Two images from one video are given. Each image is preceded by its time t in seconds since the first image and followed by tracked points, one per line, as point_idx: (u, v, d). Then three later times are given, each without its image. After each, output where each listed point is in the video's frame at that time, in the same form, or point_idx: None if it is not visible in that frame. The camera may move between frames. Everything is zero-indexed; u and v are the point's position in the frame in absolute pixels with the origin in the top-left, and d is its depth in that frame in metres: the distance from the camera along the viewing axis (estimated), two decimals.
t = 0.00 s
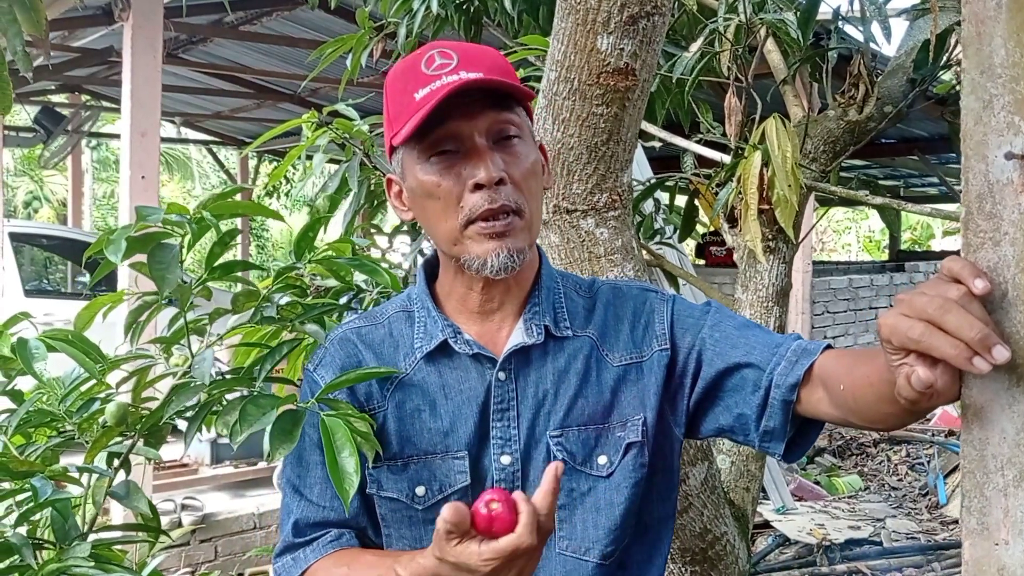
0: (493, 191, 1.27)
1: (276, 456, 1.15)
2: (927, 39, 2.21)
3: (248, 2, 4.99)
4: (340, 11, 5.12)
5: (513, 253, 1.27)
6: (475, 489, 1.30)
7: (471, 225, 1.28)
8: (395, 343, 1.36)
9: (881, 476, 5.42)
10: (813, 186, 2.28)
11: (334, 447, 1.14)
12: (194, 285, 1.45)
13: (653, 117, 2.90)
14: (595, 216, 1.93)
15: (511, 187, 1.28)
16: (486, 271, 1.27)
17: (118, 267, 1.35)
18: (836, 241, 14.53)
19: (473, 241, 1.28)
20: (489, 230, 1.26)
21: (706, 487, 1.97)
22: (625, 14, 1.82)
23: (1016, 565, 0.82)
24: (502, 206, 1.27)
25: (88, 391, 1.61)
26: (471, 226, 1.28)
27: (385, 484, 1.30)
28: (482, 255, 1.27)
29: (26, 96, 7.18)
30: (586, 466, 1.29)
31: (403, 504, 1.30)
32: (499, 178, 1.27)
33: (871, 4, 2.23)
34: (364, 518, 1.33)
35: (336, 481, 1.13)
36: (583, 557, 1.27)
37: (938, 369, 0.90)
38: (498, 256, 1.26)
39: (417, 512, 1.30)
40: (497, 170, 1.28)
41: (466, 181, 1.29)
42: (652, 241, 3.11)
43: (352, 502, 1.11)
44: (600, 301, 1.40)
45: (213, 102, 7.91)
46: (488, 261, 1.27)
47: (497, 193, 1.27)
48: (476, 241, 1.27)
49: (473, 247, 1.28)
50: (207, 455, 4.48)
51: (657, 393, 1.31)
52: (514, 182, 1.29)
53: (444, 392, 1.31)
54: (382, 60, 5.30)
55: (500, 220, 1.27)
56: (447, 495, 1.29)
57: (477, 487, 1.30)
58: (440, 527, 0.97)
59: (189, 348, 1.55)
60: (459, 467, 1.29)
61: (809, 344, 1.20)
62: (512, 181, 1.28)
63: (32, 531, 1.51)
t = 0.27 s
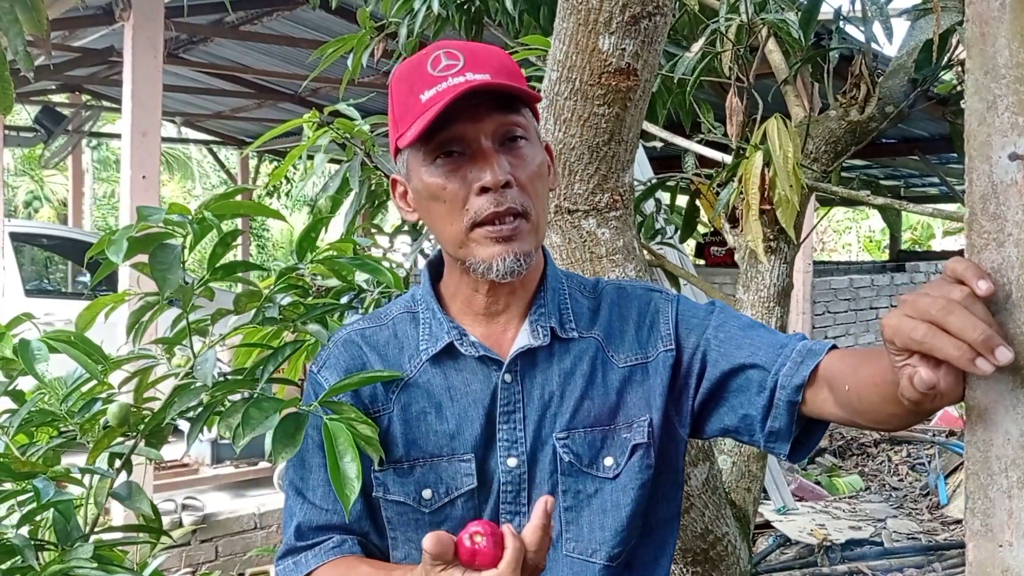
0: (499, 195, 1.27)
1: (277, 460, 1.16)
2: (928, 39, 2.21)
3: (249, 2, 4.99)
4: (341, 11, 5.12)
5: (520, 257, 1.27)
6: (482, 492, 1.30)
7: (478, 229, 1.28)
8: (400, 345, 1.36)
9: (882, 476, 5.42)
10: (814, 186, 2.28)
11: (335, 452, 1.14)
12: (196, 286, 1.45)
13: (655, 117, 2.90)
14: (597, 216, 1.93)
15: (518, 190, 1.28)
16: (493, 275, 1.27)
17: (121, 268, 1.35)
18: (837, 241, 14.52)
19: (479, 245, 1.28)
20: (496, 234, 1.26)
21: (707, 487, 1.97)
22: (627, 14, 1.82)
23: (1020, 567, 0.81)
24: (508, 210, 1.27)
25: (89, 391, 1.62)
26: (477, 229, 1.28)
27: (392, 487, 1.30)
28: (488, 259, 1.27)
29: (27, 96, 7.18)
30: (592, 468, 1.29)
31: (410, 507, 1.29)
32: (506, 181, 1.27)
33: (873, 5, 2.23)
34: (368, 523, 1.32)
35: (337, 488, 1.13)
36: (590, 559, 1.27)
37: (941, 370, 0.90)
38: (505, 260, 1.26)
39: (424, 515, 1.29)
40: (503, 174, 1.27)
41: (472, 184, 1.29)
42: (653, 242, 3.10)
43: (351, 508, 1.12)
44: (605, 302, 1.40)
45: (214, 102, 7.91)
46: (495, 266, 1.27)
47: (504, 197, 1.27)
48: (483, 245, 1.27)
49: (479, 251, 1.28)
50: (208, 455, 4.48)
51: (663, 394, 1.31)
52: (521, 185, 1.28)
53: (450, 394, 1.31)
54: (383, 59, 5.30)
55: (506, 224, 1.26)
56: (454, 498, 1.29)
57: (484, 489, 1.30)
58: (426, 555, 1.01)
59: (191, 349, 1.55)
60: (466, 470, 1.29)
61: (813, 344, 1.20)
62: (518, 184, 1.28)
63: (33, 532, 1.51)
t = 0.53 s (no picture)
0: (502, 200, 1.26)
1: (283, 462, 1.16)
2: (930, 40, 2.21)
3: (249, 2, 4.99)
4: (342, 11, 5.12)
5: (522, 262, 1.26)
6: (485, 495, 1.30)
7: (480, 234, 1.28)
8: (403, 348, 1.36)
9: (883, 477, 5.42)
10: (816, 188, 2.28)
11: (340, 453, 1.14)
12: (199, 288, 1.45)
13: (656, 117, 2.90)
14: (599, 217, 1.93)
15: (520, 196, 1.27)
16: (495, 280, 1.27)
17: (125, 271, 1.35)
18: (837, 241, 14.52)
19: (481, 250, 1.28)
20: (499, 239, 1.26)
21: (708, 489, 1.97)
22: (629, 15, 1.82)
23: None
24: (511, 216, 1.26)
25: (91, 393, 1.62)
26: (480, 234, 1.28)
27: (396, 491, 1.30)
28: (490, 265, 1.27)
29: (27, 96, 7.18)
30: (595, 471, 1.28)
31: (413, 510, 1.29)
32: (508, 187, 1.27)
33: (875, 6, 2.23)
34: (371, 526, 1.32)
35: (343, 488, 1.13)
36: (593, 562, 1.27)
37: (947, 374, 0.89)
38: (506, 266, 1.26)
39: (427, 518, 1.29)
40: (506, 179, 1.27)
41: (475, 189, 1.29)
42: (655, 242, 3.10)
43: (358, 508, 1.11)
44: (607, 304, 1.40)
45: (214, 102, 7.91)
46: (497, 271, 1.26)
47: (506, 203, 1.26)
48: (485, 250, 1.27)
49: (482, 256, 1.27)
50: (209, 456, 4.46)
51: (666, 397, 1.30)
52: (523, 191, 1.28)
53: (453, 398, 1.31)
54: (383, 60, 5.30)
55: (509, 230, 1.26)
56: (457, 501, 1.29)
57: (487, 493, 1.30)
58: (434, 559, 1.02)
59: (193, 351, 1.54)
60: (469, 473, 1.29)
61: (817, 348, 1.20)
62: (521, 189, 1.28)
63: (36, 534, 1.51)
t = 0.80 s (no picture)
0: (505, 200, 1.26)
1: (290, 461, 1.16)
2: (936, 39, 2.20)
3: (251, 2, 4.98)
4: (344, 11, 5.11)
5: (526, 261, 1.26)
6: (491, 495, 1.29)
7: (484, 234, 1.27)
8: (407, 348, 1.35)
9: (885, 477, 5.41)
10: (821, 186, 2.28)
11: (347, 450, 1.13)
12: (204, 286, 1.44)
13: (660, 117, 2.89)
14: (604, 216, 1.92)
15: (523, 196, 1.27)
16: (499, 279, 1.26)
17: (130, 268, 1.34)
18: (837, 240, 14.51)
19: (485, 249, 1.27)
20: (503, 239, 1.25)
21: (713, 489, 1.96)
22: (635, 14, 1.81)
23: None
24: (515, 216, 1.26)
25: (96, 393, 1.62)
26: (483, 234, 1.27)
27: (401, 492, 1.29)
28: (494, 264, 1.26)
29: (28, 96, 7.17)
30: (601, 471, 1.28)
31: (418, 511, 1.29)
32: (512, 186, 1.26)
33: (880, 5, 2.22)
34: (376, 527, 1.32)
35: (349, 486, 1.12)
36: (599, 562, 1.26)
37: (964, 374, 0.89)
38: (510, 265, 1.25)
39: (433, 519, 1.29)
40: (509, 179, 1.26)
41: (478, 189, 1.28)
42: (658, 242, 3.09)
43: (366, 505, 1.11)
44: (613, 303, 1.39)
45: (215, 101, 7.90)
46: (501, 269, 1.25)
47: (510, 202, 1.26)
48: (489, 249, 1.26)
49: (485, 255, 1.27)
50: (210, 456, 4.43)
51: (672, 396, 1.30)
52: (527, 189, 1.27)
53: (458, 398, 1.30)
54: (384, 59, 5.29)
55: (513, 230, 1.25)
56: (463, 502, 1.28)
57: (493, 493, 1.29)
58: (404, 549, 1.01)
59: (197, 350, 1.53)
60: (475, 473, 1.28)
61: (824, 346, 1.19)
62: (524, 190, 1.27)
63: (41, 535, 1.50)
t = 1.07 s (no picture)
0: (486, 215, 1.25)
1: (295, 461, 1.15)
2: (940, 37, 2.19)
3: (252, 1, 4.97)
4: (345, 10, 5.11)
5: (508, 275, 1.27)
6: (498, 494, 1.29)
7: (468, 246, 1.27)
8: (413, 347, 1.35)
9: (887, 476, 5.40)
10: (825, 185, 2.26)
11: (352, 451, 1.12)
12: (210, 285, 1.44)
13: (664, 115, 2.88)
14: (609, 215, 1.92)
15: (505, 210, 1.25)
16: (483, 289, 1.28)
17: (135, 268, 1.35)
18: (839, 240, 14.48)
19: (470, 260, 1.28)
20: (485, 253, 1.25)
21: (717, 488, 1.96)
22: (640, 11, 1.81)
23: None
24: (496, 230, 1.25)
25: (102, 391, 1.63)
26: (467, 246, 1.27)
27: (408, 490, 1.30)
28: (478, 275, 1.27)
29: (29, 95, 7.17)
30: (608, 469, 1.28)
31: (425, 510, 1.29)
32: (493, 202, 1.24)
33: (885, 3, 2.21)
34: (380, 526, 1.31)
35: (354, 486, 1.11)
36: (606, 560, 1.26)
37: (976, 372, 0.89)
38: (493, 277, 1.27)
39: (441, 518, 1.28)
40: (491, 193, 1.24)
41: (462, 200, 1.27)
42: (662, 241, 3.09)
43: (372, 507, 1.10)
44: (619, 301, 1.39)
45: (216, 101, 7.91)
46: (484, 281, 1.27)
47: (491, 217, 1.25)
48: (472, 263, 1.27)
49: (470, 266, 1.28)
50: (212, 455, 4.41)
51: (678, 394, 1.30)
52: (510, 203, 1.25)
53: (464, 396, 1.30)
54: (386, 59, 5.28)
55: (495, 244, 1.25)
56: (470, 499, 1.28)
57: (500, 492, 1.29)
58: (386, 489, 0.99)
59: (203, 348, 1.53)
60: (482, 472, 1.28)
61: (831, 344, 1.19)
62: (507, 203, 1.25)
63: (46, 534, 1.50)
